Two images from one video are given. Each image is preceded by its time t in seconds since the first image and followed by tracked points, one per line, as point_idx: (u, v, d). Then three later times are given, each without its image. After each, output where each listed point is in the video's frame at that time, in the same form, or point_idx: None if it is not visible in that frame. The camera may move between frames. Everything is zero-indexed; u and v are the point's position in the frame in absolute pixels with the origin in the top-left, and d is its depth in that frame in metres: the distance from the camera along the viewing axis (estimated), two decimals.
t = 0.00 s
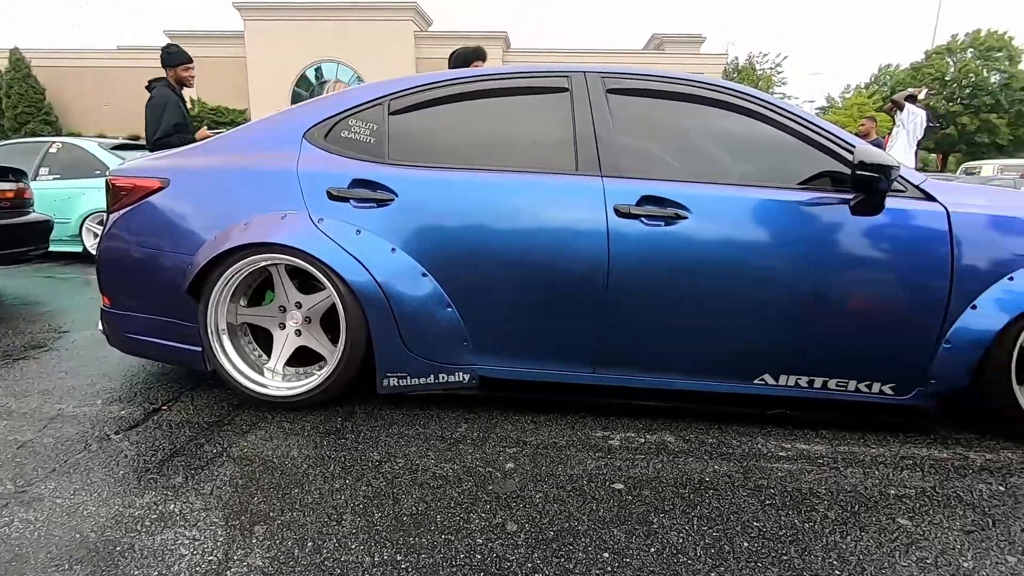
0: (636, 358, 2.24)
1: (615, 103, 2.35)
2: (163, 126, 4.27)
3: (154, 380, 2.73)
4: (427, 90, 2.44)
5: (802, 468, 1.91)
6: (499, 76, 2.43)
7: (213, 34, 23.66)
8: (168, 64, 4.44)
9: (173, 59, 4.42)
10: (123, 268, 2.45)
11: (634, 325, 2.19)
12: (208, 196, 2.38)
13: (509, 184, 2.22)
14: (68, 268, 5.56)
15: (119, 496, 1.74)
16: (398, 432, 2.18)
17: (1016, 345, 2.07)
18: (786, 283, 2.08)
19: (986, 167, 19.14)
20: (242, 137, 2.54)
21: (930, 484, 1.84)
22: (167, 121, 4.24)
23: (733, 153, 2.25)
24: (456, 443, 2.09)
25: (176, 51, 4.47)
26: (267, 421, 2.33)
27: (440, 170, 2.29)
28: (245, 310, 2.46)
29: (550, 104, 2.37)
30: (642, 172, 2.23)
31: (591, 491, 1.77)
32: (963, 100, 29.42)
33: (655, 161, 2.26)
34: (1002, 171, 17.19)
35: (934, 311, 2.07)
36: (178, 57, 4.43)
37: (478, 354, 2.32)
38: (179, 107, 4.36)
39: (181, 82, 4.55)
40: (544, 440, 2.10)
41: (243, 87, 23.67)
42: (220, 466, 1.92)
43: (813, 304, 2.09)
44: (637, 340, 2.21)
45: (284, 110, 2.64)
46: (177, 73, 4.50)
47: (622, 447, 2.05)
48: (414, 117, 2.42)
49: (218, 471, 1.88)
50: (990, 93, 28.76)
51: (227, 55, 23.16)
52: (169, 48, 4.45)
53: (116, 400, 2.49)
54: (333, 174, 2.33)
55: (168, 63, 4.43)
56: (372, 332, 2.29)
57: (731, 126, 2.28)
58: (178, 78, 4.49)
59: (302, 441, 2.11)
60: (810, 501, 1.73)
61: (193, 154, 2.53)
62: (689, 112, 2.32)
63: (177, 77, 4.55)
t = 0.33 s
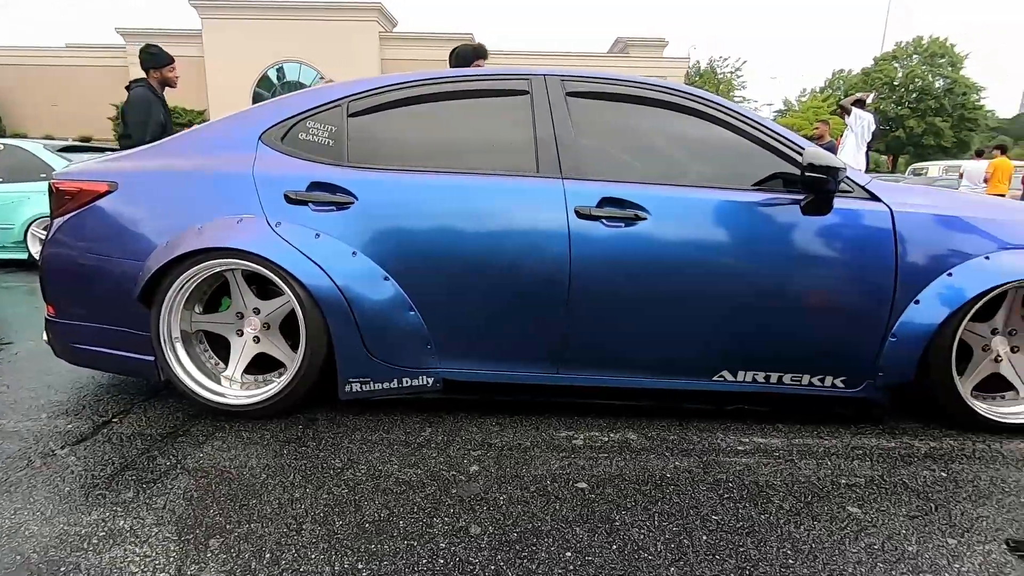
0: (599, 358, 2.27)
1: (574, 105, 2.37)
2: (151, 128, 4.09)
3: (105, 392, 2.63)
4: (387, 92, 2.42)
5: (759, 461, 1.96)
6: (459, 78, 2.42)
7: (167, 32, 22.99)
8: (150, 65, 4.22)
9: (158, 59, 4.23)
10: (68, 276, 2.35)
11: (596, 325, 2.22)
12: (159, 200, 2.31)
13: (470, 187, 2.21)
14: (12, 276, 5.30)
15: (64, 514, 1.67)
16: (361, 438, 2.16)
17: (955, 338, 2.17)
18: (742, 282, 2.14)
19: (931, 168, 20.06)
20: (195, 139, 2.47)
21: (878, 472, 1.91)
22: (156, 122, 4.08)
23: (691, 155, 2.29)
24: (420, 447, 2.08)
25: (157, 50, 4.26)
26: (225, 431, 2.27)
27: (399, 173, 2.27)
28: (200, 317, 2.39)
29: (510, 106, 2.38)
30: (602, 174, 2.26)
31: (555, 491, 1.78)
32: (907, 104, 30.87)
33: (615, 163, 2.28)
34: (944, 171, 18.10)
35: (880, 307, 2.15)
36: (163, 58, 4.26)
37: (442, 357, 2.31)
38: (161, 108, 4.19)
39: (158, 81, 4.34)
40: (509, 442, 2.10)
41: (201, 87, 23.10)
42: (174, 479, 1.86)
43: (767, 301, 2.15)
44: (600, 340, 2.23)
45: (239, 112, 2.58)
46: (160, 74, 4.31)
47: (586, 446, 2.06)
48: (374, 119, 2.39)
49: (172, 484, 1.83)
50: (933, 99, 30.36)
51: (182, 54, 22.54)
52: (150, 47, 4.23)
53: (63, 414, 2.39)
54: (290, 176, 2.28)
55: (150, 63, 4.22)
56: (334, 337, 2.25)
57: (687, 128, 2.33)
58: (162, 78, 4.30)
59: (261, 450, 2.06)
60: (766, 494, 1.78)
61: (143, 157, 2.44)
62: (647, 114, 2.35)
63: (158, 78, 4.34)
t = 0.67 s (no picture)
0: (561, 359, 2.29)
1: (534, 108, 2.38)
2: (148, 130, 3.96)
3: (50, 404, 2.52)
4: (344, 93, 2.39)
5: (717, 456, 2.01)
6: (418, 80, 2.41)
7: (117, 29, 22.20)
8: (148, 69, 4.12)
9: (156, 65, 4.13)
10: (7, 284, 2.24)
11: (556, 326, 2.23)
12: (106, 203, 2.22)
13: (431, 189, 2.20)
14: None
15: (3, 534, 1.59)
16: (321, 445, 2.12)
17: (900, 333, 2.27)
18: (700, 281, 2.18)
19: (880, 169, 20.89)
20: (144, 141, 2.39)
21: (829, 463, 1.98)
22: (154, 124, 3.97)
23: (648, 157, 2.33)
24: (382, 452, 2.05)
25: (154, 57, 4.19)
26: (178, 442, 2.20)
27: (358, 175, 2.24)
28: (151, 325, 2.31)
29: (471, 109, 2.37)
30: (562, 176, 2.27)
31: (517, 492, 1.78)
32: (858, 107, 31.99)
33: (574, 165, 2.30)
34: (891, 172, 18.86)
35: (829, 304, 2.23)
36: (159, 64, 4.17)
37: (405, 361, 2.29)
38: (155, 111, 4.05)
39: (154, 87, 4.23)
40: (473, 445, 2.10)
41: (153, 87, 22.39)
42: (122, 493, 1.79)
43: (723, 299, 2.20)
44: (561, 340, 2.25)
45: (191, 112, 2.51)
46: (156, 79, 4.20)
47: (549, 447, 2.08)
48: (332, 120, 2.36)
49: (120, 498, 1.76)
50: (885, 102, 31.38)
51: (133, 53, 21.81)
52: (148, 52, 4.15)
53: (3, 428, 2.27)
54: (244, 179, 2.23)
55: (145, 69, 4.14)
56: (292, 343, 2.20)
57: (645, 131, 2.37)
58: (158, 84, 4.20)
59: (216, 460, 2.00)
60: (723, 487, 1.82)
61: (88, 159, 2.35)
62: (605, 117, 2.39)
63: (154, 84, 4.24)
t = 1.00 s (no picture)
0: (526, 360, 2.29)
1: (496, 110, 2.38)
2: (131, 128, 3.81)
3: None
4: (303, 93, 2.35)
5: (678, 452, 2.04)
6: (378, 81, 2.38)
7: (65, 25, 21.36)
8: (143, 68, 4.10)
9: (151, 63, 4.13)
10: None
11: (520, 327, 2.24)
12: (50, 205, 2.13)
13: (393, 191, 2.17)
14: None
15: None
16: (281, 452, 2.07)
17: (851, 328, 2.35)
18: (661, 281, 2.22)
19: (836, 170, 21.58)
20: (91, 140, 2.30)
21: (785, 456, 2.04)
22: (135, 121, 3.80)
23: (609, 159, 2.36)
24: (344, 458, 2.02)
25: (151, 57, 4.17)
26: (130, 453, 2.12)
27: (316, 176, 2.20)
28: (100, 332, 2.22)
29: (432, 110, 2.36)
30: (524, 178, 2.28)
31: (482, 494, 1.78)
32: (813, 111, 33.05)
33: (537, 166, 2.31)
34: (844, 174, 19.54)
35: (784, 301, 2.29)
36: (153, 63, 4.15)
37: (368, 365, 2.26)
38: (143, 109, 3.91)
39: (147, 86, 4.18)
40: (437, 448, 2.08)
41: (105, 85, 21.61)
42: (68, 508, 1.71)
43: (683, 299, 2.24)
44: (526, 341, 2.26)
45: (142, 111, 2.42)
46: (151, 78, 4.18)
47: (514, 448, 2.08)
48: (289, 121, 2.31)
49: (66, 514, 1.68)
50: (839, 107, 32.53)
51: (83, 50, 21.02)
52: (143, 51, 4.12)
53: None
54: (198, 180, 2.16)
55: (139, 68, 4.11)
56: (250, 348, 2.15)
57: (606, 133, 2.39)
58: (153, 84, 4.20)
59: (170, 471, 1.93)
60: (684, 483, 1.85)
61: (31, 159, 2.25)
62: (567, 120, 2.40)
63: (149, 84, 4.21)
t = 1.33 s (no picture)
0: (492, 361, 2.29)
1: (460, 112, 2.37)
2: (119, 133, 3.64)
3: None
4: (262, 93, 2.30)
5: (643, 450, 2.07)
6: (339, 82, 2.35)
7: (10, 19, 20.44)
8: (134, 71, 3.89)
9: (140, 67, 3.89)
10: None
11: (485, 329, 2.23)
12: None
13: (355, 193, 2.14)
14: None
15: None
16: (242, 460, 2.02)
17: (807, 325, 2.41)
18: (625, 281, 2.24)
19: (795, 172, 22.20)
20: (37, 140, 2.21)
21: (746, 451, 2.08)
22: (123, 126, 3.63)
23: (574, 160, 2.37)
24: (308, 464, 1.98)
25: (140, 58, 3.94)
26: (81, 465, 2.04)
27: (276, 178, 2.15)
28: (48, 340, 2.13)
29: (395, 111, 2.34)
30: (489, 179, 2.28)
31: (447, 496, 1.77)
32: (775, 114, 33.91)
33: (501, 168, 2.31)
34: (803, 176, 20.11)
35: (744, 299, 2.34)
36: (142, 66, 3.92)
37: (332, 370, 2.22)
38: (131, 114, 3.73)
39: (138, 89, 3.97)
40: (403, 451, 2.06)
41: (54, 84, 20.78)
42: (12, 525, 1.64)
43: (645, 298, 2.27)
44: (492, 343, 2.25)
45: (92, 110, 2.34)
46: (143, 82, 3.96)
47: (481, 449, 2.07)
48: (248, 121, 2.26)
49: (10, 531, 1.61)
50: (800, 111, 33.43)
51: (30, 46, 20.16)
52: (132, 53, 3.90)
53: None
54: (152, 182, 2.09)
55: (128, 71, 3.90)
56: (208, 354, 2.09)
57: (570, 135, 2.41)
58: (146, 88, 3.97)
59: (124, 483, 1.87)
60: (648, 480, 1.88)
61: None
62: (531, 122, 2.41)
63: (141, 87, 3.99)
